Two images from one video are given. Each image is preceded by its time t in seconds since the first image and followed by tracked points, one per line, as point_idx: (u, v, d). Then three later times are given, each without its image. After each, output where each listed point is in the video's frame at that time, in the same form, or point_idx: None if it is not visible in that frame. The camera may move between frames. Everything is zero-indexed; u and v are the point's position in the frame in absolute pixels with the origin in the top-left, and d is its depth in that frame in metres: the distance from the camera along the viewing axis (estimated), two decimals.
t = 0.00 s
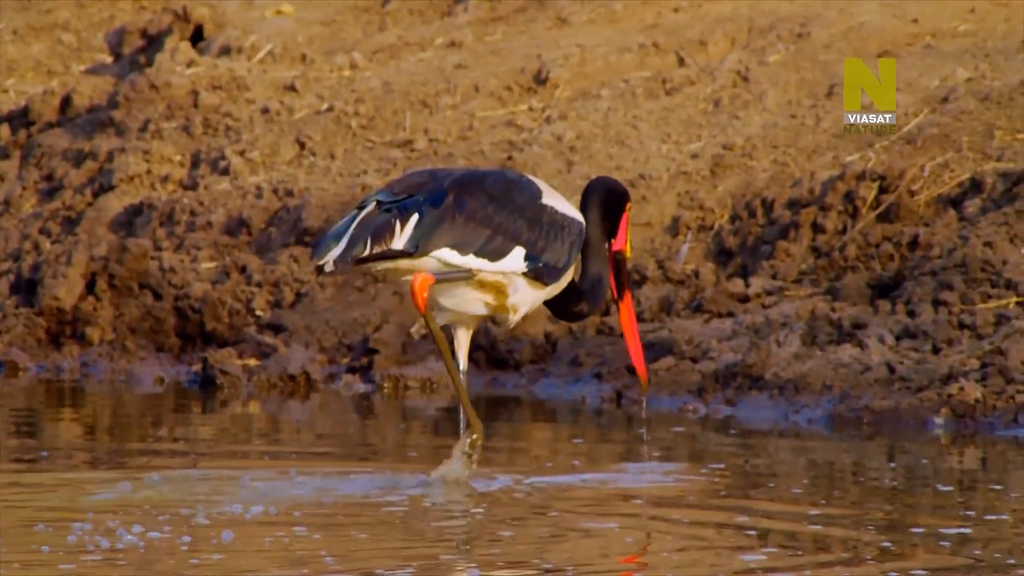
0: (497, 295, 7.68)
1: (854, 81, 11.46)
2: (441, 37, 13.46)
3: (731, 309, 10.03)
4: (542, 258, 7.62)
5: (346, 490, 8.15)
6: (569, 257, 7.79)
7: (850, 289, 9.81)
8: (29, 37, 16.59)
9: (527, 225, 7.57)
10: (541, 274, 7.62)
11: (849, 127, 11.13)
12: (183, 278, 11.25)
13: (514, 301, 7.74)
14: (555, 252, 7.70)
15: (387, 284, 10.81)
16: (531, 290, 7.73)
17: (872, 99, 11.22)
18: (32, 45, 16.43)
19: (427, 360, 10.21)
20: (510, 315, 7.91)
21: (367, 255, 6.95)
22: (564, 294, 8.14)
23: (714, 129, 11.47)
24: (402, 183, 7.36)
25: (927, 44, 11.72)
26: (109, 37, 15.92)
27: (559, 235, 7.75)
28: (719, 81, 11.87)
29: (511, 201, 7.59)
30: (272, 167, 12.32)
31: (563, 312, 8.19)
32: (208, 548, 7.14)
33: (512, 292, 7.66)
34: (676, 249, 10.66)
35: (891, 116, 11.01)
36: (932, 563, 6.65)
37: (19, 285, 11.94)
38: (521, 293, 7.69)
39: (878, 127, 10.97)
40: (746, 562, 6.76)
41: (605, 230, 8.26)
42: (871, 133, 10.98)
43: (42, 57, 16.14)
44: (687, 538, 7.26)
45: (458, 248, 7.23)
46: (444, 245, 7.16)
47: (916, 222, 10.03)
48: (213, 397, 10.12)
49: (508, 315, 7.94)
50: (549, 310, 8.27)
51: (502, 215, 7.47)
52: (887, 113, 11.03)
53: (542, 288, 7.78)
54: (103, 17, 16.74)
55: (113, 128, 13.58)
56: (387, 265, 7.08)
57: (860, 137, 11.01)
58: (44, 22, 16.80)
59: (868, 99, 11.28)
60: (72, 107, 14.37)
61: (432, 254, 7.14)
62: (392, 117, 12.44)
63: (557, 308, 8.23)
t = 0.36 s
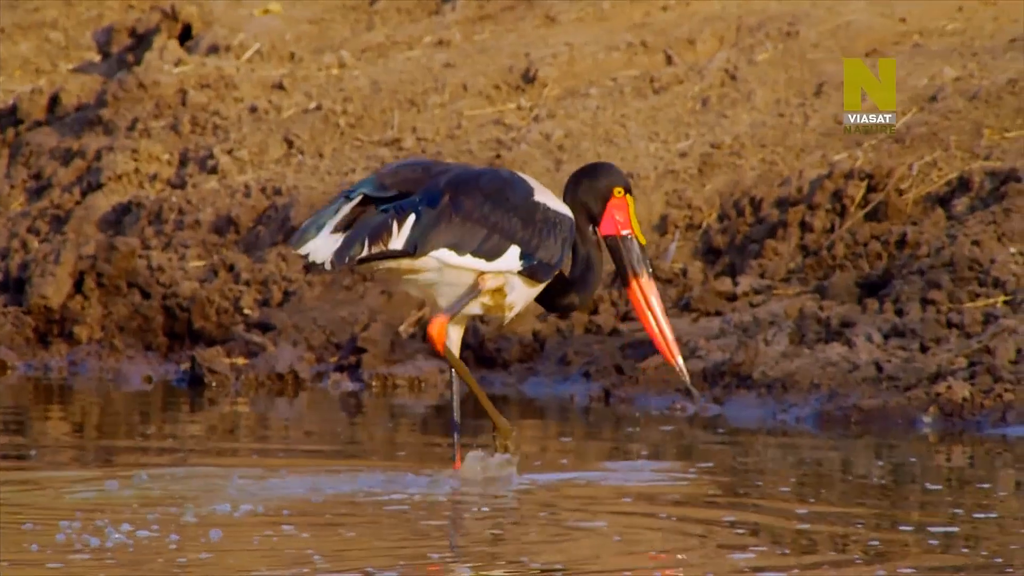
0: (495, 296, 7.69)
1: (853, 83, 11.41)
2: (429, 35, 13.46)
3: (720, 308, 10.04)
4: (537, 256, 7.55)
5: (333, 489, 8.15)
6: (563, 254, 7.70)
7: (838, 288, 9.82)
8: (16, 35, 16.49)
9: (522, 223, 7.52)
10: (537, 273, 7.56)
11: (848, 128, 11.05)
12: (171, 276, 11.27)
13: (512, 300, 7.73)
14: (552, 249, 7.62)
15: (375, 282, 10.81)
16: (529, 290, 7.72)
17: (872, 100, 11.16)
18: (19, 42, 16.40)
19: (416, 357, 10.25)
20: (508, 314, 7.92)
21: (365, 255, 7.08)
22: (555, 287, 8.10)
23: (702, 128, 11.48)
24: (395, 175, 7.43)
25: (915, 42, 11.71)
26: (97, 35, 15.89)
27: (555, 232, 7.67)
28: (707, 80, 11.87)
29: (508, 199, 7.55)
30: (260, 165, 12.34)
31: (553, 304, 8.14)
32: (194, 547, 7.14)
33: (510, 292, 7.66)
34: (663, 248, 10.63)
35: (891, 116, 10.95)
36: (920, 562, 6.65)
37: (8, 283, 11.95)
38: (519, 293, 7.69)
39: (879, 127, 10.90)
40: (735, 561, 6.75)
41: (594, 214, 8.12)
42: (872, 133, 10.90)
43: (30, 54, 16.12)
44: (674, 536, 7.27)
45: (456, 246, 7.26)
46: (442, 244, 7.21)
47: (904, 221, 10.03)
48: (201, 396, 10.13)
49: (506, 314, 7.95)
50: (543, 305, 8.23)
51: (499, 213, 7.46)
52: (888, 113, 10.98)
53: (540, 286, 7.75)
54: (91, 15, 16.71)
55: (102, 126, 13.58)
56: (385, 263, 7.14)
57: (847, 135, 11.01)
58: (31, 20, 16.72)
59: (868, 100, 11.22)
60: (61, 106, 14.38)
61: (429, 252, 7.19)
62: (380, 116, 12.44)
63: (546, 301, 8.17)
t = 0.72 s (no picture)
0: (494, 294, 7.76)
1: (853, 83, 11.42)
2: (421, 38, 13.47)
3: (711, 311, 10.02)
4: (531, 251, 7.62)
5: (325, 490, 8.17)
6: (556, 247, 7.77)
7: (829, 291, 9.83)
8: (8, 38, 16.47)
9: (516, 217, 7.57)
10: (533, 267, 7.64)
11: (849, 127, 11.04)
12: (163, 279, 11.27)
13: (511, 296, 7.81)
14: (545, 243, 7.69)
15: (367, 285, 10.80)
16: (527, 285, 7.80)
17: (872, 99, 11.17)
18: (11, 45, 16.38)
19: (408, 360, 10.24)
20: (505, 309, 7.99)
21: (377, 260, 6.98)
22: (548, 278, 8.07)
23: (694, 131, 11.49)
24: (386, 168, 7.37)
25: (907, 45, 11.71)
26: (91, 38, 15.70)
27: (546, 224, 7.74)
28: (699, 82, 11.88)
29: (501, 194, 7.58)
30: (252, 168, 12.35)
31: (547, 293, 8.09)
32: (185, 550, 7.15)
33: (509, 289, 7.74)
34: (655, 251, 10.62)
35: (891, 115, 10.96)
36: (911, 563, 6.67)
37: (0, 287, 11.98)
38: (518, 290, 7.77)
39: (878, 127, 10.91)
40: (727, 563, 6.77)
41: (600, 203, 8.13)
42: (872, 133, 10.91)
43: (22, 57, 16.08)
44: (666, 539, 7.27)
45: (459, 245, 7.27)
46: (446, 245, 7.20)
47: (895, 224, 10.04)
48: (193, 398, 10.15)
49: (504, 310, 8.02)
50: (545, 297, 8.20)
51: (496, 209, 7.50)
52: (887, 113, 10.98)
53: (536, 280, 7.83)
54: (83, 16, 16.68)
55: (94, 129, 13.59)
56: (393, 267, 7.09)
57: (838, 138, 11.02)
58: (23, 23, 16.65)
59: (868, 100, 11.23)
60: (53, 109, 14.40)
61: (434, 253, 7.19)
62: (372, 118, 12.44)
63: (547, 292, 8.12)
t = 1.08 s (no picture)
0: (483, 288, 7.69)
1: (853, 82, 11.39)
2: (410, 39, 13.47)
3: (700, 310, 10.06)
4: (516, 238, 7.53)
5: (316, 491, 8.19)
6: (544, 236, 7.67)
7: (818, 291, 9.84)
8: None
9: (499, 204, 7.49)
10: (518, 256, 7.54)
11: (848, 128, 11.02)
12: (152, 279, 11.26)
13: (500, 291, 7.74)
14: (530, 230, 7.59)
15: (356, 285, 10.79)
16: (517, 277, 7.73)
17: (872, 100, 11.12)
18: None
19: (397, 360, 10.24)
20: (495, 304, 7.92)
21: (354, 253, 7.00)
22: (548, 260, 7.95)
23: (684, 131, 11.48)
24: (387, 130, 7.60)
25: (896, 45, 11.70)
26: (80, 39, 15.62)
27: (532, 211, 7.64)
28: (688, 83, 11.88)
29: (485, 181, 7.50)
30: (241, 168, 12.38)
31: (546, 278, 7.97)
32: (174, 551, 7.15)
33: (498, 283, 7.66)
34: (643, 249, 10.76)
35: (891, 116, 10.91)
36: (900, 563, 6.68)
37: None
38: (508, 284, 7.70)
39: (879, 127, 10.85)
40: (715, 563, 6.78)
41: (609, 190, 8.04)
42: (873, 133, 10.85)
43: (10, 58, 15.67)
44: (656, 538, 7.28)
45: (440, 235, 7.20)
46: (427, 234, 7.14)
47: (884, 224, 10.05)
48: (182, 398, 10.15)
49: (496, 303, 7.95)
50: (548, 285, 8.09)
51: (477, 196, 7.41)
52: (887, 113, 10.94)
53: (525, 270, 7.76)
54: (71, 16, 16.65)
55: (83, 129, 13.59)
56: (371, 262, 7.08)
57: (827, 138, 11.02)
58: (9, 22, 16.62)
59: (868, 100, 11.18)
60: (42, 109, 14.41)
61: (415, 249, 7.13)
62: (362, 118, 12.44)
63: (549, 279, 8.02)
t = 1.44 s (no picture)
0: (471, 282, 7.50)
1: (852, 83, 11.36)
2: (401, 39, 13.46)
3: (692, 311, 10.08)
4: (497, 216, 7.18)
5: (308, 491, 8.19)
6: (531, 212, 7.31)
7: (809, 290, 9.86)
8: None
9: (477, 182, 7.15)
10: (502, 235, 7.20)
11: (848, 127, 10.99)
12: (144, 279, 11.27)
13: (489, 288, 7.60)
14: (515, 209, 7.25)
15: (348, 285, 10.78)
16: (505, 264, 7.50)
17: (873, 101, 11.10)
18: None
19: (388, 360, 10.25)
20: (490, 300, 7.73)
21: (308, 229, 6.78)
22: (553, 243, 7.78)
23: (675, 131, 11.47)
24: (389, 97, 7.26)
25: (887, 45, 11.68)
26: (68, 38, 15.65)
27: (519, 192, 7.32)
28: (679, 83, 11.88)
29: (461, 161, 7.19)
30: (232, 168, 12.40)
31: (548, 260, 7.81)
32: (165, 551, 7.15)
33: (485, 271, 7.45)
34: (636, 251, 10.75)
35: (891, 115, 10.88)
36: (892, 563, 6.68)
37: None
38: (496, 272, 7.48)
39: (879, 127, 10.83)
40: (706, 563, 6.78)
41: (621, 175, 7.90)
42: (872, 132, 10.82)
43: None
44: (646, 538, 7.29)
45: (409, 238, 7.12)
46: (390, 209, 6.83)
47: (875, 224, 10.06)
48: (173, 398, 10.15)
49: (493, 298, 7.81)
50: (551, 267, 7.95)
51: (450, 172, 7.08)
52: (887, 113, 10.91)
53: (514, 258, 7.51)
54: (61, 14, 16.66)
55: (73, 130, 13.59)
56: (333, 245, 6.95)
57: (818, 138, 11.03)
58: None
59: (867, 100, 11.16)
60: (33, 110, 14.47)
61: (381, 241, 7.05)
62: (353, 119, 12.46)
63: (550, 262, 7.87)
